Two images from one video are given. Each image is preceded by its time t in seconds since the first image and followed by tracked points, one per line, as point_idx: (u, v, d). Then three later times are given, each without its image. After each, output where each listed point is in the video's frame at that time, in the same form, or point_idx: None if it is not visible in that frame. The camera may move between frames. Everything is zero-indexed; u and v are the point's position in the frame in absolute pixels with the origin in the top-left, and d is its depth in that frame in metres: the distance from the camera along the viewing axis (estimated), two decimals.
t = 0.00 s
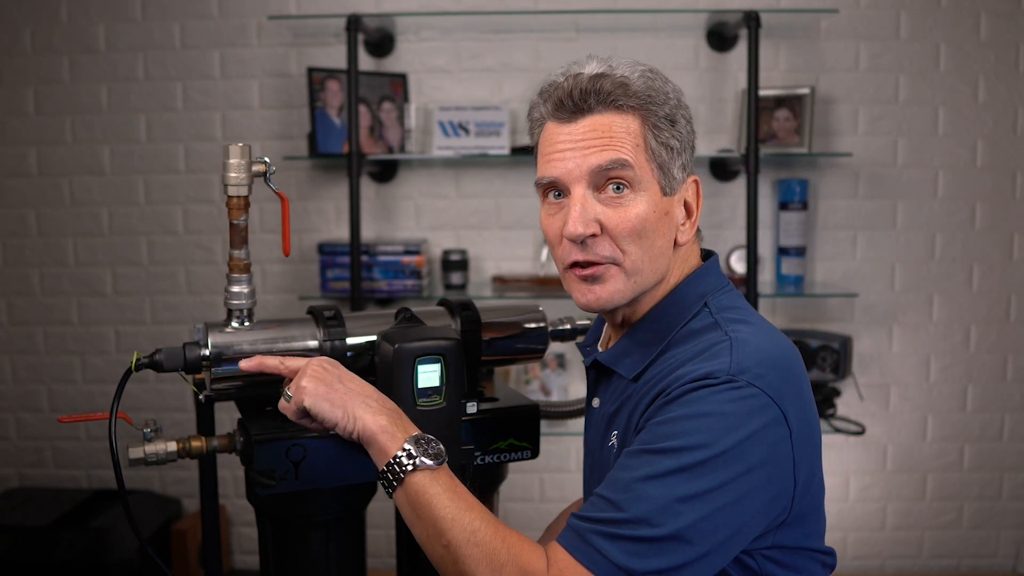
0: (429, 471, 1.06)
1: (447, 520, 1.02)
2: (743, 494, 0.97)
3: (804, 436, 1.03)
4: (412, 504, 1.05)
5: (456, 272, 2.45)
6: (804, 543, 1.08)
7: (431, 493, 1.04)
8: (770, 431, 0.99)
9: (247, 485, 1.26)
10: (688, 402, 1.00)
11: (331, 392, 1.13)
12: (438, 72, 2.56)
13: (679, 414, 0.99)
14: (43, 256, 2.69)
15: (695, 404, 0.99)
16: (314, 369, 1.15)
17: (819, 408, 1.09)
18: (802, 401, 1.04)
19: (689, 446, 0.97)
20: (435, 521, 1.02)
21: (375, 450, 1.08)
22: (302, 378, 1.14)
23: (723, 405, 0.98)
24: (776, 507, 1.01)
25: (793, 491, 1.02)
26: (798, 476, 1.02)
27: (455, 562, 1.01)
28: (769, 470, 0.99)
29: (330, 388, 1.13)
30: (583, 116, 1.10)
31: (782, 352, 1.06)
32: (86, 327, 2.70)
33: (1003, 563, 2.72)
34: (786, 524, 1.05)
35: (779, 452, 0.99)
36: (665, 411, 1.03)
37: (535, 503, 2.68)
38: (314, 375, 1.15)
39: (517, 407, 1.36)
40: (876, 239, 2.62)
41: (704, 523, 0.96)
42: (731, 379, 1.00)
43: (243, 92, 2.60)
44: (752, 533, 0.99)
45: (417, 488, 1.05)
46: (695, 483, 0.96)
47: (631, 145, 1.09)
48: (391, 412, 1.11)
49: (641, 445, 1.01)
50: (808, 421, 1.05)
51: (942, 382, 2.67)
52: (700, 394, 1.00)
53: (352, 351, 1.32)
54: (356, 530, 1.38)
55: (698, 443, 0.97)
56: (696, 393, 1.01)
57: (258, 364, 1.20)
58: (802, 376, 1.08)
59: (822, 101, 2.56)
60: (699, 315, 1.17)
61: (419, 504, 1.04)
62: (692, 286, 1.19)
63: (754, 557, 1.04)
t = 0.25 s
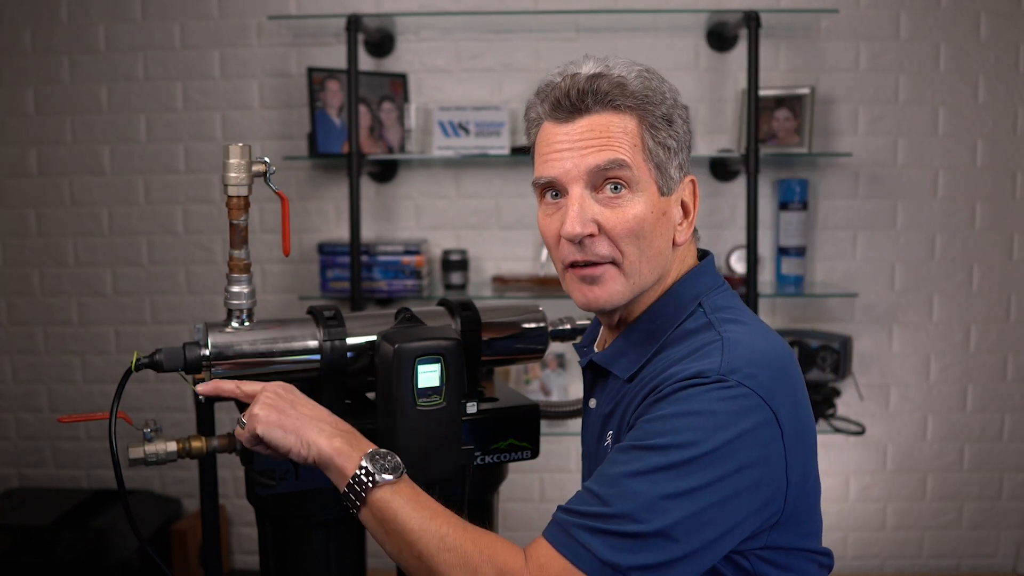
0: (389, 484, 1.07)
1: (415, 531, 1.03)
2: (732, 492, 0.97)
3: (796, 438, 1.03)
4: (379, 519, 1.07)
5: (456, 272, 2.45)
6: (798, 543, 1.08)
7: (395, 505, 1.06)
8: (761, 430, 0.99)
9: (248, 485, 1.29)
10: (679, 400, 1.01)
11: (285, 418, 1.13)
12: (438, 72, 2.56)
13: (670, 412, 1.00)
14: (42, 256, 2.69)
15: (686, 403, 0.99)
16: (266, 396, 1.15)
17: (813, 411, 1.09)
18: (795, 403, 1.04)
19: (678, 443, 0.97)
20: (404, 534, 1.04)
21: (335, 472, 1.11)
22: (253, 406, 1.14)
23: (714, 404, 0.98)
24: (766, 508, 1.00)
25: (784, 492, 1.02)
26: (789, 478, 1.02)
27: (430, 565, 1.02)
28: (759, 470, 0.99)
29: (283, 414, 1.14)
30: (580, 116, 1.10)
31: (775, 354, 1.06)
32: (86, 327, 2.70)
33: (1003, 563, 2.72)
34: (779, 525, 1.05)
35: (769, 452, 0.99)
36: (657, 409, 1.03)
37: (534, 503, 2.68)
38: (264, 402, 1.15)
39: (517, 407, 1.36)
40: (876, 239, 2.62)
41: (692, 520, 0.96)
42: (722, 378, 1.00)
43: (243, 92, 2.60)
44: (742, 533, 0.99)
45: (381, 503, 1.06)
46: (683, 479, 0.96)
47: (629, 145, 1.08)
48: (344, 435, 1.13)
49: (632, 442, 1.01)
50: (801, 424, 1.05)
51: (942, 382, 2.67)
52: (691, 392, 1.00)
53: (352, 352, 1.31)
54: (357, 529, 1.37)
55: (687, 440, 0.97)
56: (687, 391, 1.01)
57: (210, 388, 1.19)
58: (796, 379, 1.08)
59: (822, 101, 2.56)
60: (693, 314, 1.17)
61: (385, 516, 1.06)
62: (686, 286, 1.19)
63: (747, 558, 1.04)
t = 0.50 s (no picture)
0: (395, 495, 1.08)
1: (419, 542, 1.04)
2: (728, 499, 0.97)
3: (790, 440, 1.03)
4: (383, 530, 1.07)
5: (456, 272, 2.45)
6: (793, 546, 1.08)
7: (400, 516, 1.06)
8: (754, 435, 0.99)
9: (248, 485, 1.29)
10: (671, 410, 1.00)
11: (295, 417, 1.15)
12: (438, 72, 2.56)
13: (663, 422, 0.99)
14: (42, 256, 2.69)
15: (679, 411, 0.99)
16: (281, 391, 1.17)
17: (806, 410, 1.09)
18: (788, 406, 1.04)
19: (673, 454, 0.97)
20: (408, 544, 1.04)
21: (337, 478, 1.11)
22: (267, 399, 1.16)
23: (706, 412, 0.98)
24: (762, 512, 1.01)
25: (780, 495, 1.02)
26: (784, 479, 1.02)
27: None
28: (754, 475, 0.99)
29: (294, 413, 1.15)
30: (576, 116, 1.09)
31: (767, 356, 1.06)
32: (86, 327, 2.70)
33: (1003, 563, 2.72)
34: (774, 528, 1.05)
35: (764, 457, 0.99)
36: (649, 417, 1.03)
37: (534, 503, 2.68)
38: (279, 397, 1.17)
39: (517, 407, 1.37)
40: (876, 239, 2.62)
41: (690, 529, 0.96)
42: (714, 385, 1.00)
43: (243, 92, 2.60)
44: (739, 537, 0.99)
45: (387, 514, 1.07)
46: (678, 491, 0.96)
47: (624, 145, 1.08)
48: (349, 442, 1.14)
49: (626, 453, 1.01)
50: (795, 426, 1.04)
51: (942, 382, 2.67)
52: (683, 400, 1.00)
53: (352, 352, 1.31)
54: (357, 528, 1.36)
55: (681, 450, 0.97)
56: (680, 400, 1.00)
57: (232, 374, 1.21)
58: (789, 380, 1.07)
59: (822, 101, 2.56)
60: (687, 318, 1.17)
61: (390, 526, 1.06)
62: (681, 289, 1.19)
63: (743, 562, 1.04)
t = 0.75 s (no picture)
0: (387, 502, 1.07)
1: (409, 550, 1.03)
2: (717, 505, 0.97)
3: (780, 445, 1.02)
4: (374, 537, 1.06)
5: (456, 272, 2.45)
6: (788, 548, 1.07)
7: (390, 523, 1.06)
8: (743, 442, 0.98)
9: (249, 485, 1.30)
10: (660, 419, 1.00)
11: (292, 426, 1.15)
12: (438, 72, 2.56)
13: (652, 430, 0.99)
14: (42, 256, 2.69)
15: (668, 419, 0.99)
16: (278, 401, 1.17)
17: (798, 414, 1.09)
18: (779, 413, 1.04)
19: (661, 462, 0.97)
20: (398, 552, 1.04)
21: (330, 486, 1.11)
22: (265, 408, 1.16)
23: (695, 421, 0.98)
24: (753, 518, 1.01)
25: (771, 501, 1.02)
26: (775, 484, 1.02)
27: None
28: (744, 481, 0.99)
29: (292, 422, 1.16)
30: (560, 127, 1.09)
31: (758, 363, 1.05)
32: (86, 327, 2.70)
33: (1003, 563, 2.72)
34: (767, 531, 1.04)
35: (754, 463, 0.99)
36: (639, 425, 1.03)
37: (534, 503, 2.69)
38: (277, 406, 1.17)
39: (517, 407, 1.37)
40: (876, 240, 2.62)
41: (679, 535, 0.96)
42: (703, 393, 1.00)
43: (243, 92, 2.60)
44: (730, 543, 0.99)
45: (378, 521, 1.06)
46: (667, 498, 0.96)
47: (610, 155, 1.08)
48: (344, 451, 1.14)
49: (615, 461, 1.01)
50: (786, 432, 1.04)
51: (942, 382, 2.67)
52: (671, 409, 1.00)
53: (352, 352, 1.31)
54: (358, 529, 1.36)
55: (670, 459, 0.96)
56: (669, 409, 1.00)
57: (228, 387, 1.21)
58: (781, 385, 1.07)
59: (822, 101, 2.56)
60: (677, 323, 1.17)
61: (379, 532, 1.06)
62: (671, 294, 1.19)
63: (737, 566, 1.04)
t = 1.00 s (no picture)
0: (270, 448, 0.94)
1: (306, 486, 0.91)
2: (691, 484, 0.91)
3: (775, 447, 0.98)
4: (264, 485, 0.93)
5: (456, 272, 2.45)
6: (780, 548, 1.05)
7: (279, 466, 0.93)
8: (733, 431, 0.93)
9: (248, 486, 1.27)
10: (654, 381, 0.95)
11: (157, 402, 0.95)
12: (438, 72, 2.56)
13: (643, 391, 0.94)
14: (42, 256, 2.69)
15: (661, 385, 0.94)
16: (134, 381, 0.97)
17: (798, 427, 1.05)
18: (773, 415, 0.99)
19: (643, 420, 0.91)
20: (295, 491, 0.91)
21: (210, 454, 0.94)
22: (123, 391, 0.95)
23: (688, 392, 0.93)
24: (725, 513, 0.94)
25: (745, 497, 0.96)
26: (758, 490, 0.97)
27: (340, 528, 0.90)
28: (725, 470, 0.93)
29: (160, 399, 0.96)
30: (561, 121, 1.08)
31: (761, 363, 1.02)
32: (86, 327, 2.70)
33: (1003, 564, 2.72)
34: (756, 531, 1.01)
35: (739, 457, 0.94)
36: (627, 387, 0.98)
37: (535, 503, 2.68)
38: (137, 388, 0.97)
39: (517, 407, 1.37)
40: (876, 239, 2.62)
41: (641, 500, 0.89)
42: (702, 369, 0.95)
43: (243, 92, 2.60)
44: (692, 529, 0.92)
45: (265, 468, 0.93)
46: (641, 454, 0.90)
47: (611, 149, 1.07)
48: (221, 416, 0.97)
49: (596, 412, 0.95)
50: (778, 437, 0.99)
51: (942, 382, 2.67)
52: (666, 376, 0.95)
53: (352, 352, 1.31)
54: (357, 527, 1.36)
55: (655, 420, 0.91)
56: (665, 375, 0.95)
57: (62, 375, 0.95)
58: (781, 395, 1.03)
59: (822, 101, 2.56)
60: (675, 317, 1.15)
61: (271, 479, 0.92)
62: (670, 289, 1.18)
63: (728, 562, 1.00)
